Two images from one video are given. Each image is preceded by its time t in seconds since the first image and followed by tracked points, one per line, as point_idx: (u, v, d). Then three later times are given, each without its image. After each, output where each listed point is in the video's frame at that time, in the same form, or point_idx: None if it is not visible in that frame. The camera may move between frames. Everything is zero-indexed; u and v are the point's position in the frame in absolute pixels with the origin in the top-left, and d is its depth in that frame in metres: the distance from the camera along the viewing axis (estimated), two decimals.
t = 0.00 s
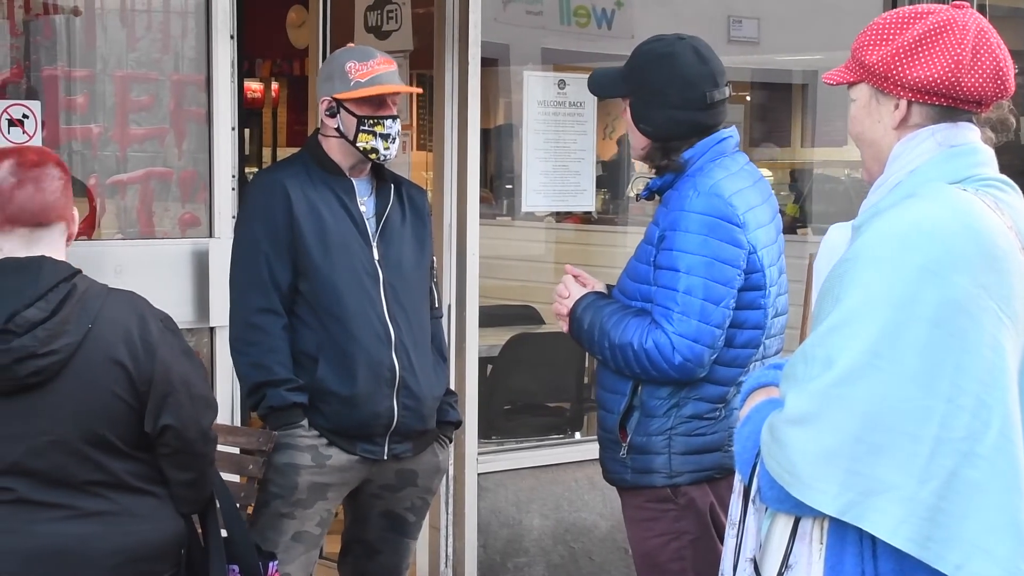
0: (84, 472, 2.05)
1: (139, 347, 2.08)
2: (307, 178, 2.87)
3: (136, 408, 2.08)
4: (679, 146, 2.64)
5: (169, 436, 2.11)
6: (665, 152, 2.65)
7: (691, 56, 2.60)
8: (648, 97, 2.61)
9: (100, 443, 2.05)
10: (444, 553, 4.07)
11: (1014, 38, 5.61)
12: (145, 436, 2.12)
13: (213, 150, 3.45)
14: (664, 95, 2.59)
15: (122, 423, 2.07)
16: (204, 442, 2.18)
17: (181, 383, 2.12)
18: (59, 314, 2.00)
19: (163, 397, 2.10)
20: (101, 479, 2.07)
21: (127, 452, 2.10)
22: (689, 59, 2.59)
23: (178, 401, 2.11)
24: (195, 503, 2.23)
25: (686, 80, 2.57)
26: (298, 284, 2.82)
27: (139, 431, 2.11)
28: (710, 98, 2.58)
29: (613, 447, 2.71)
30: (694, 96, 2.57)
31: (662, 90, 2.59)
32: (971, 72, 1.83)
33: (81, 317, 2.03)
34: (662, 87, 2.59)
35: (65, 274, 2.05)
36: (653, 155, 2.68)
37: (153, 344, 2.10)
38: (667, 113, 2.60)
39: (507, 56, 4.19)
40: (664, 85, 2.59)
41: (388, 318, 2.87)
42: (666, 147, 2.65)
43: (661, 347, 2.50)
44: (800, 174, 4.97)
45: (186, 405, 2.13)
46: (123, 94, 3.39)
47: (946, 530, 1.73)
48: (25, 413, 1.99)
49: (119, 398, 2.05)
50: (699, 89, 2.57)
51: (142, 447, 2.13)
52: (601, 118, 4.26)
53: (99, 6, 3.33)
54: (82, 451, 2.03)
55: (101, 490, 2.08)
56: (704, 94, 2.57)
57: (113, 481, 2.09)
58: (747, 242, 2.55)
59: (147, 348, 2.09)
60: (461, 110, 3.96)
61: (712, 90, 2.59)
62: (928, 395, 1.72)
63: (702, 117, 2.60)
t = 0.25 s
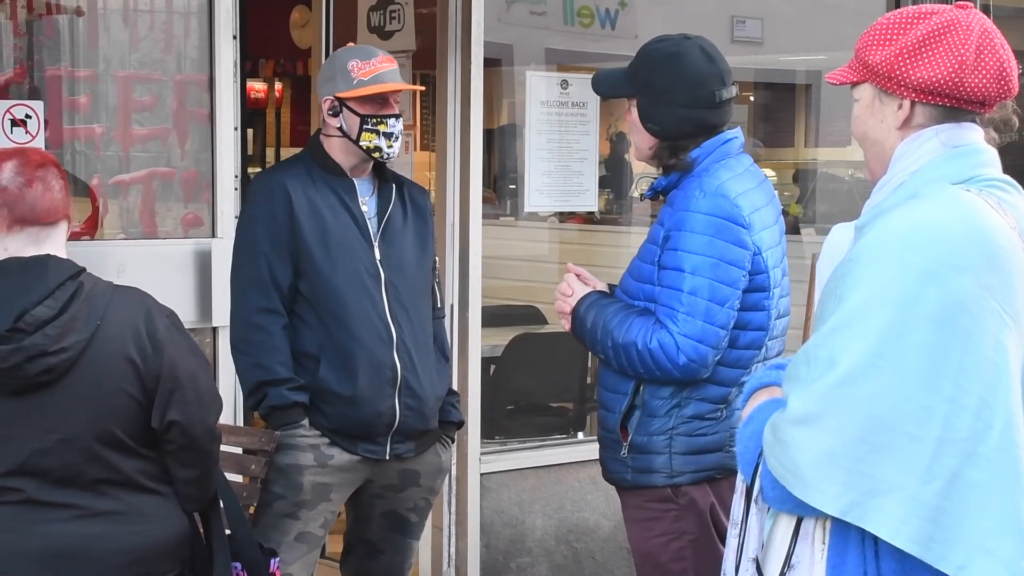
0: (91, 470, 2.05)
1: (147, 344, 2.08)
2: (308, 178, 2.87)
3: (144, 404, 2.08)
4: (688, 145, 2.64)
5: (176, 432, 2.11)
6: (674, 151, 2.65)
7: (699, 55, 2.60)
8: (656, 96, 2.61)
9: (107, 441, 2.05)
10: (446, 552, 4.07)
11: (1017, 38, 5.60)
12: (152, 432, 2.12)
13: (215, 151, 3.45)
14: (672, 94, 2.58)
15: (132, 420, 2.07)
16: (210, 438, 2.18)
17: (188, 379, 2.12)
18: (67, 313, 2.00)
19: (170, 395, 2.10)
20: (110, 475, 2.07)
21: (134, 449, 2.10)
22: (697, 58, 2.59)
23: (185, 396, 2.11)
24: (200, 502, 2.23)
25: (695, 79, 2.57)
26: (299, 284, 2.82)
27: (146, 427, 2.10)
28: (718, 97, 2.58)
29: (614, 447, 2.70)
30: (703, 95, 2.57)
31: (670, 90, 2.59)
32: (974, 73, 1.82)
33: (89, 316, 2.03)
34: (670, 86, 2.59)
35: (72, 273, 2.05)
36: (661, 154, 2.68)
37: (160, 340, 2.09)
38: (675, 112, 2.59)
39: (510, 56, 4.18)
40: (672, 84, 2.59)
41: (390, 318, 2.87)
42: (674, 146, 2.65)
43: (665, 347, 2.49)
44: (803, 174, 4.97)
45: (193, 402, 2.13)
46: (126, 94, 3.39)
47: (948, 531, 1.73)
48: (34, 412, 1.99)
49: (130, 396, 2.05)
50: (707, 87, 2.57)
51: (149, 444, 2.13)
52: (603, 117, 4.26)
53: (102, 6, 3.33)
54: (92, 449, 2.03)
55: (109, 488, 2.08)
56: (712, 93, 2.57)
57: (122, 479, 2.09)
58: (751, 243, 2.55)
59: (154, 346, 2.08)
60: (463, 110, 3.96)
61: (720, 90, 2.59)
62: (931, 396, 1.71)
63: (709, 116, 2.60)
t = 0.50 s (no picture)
0: (90, 471, 2.04)
1: (145, 345, 2.07)
2: (313, 179, 2.86)
3: (143, 406, 2.08)
4: (695, 144, 2.63)
5: (176, 433, 2.10)
6: (682, 149, 2.65)
7: (711, 55, 2.58)
8: (666, 95, 2.60)
9: (106, 442, 2.05)
10: (450, 552, 4.06)
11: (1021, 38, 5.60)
12: (152, 434, 2.11)
13: (220, 151, 3.45)
14: (682, 93, 2.57)
15: (131, 422, 2.07)
16: (210, 439, 2.16)
17: (187, 379, 2.10)
18: (63, 314, 1.99)
19: (170, 397, 2.08)
20: (108, 476, 2.07)
21: (134, 450, 2.09)
22: (708, 58, 2.58)
23: (185, 398, 2.10)
24: (202, 503, 2.21)
25: (706, 78, 2.56)
26: (305, 285, 2.82)
27: (147, 429, 2.10)
28: (728, 97, 2.58)
29: (616, 447, 2.70)
30: (714, 95, 2.56)
31: (681, 89, 2.58)
32: (984, 75, 1.82)
33: (85, 317, 2.02)
34: (681, 85, 2.58)
35: (68, 274, 2.04)
36: (669, 152, 2.67)
37: (158, 342, 2.08)
38: (685, 111, 2.58)
39: (514, 57, 4.18)
40: (682, 83, 2.58)
41: (394, 318, 2.87)
42: (682, 145, 2.64)
43: (672, 348, 2.49)
44: (807, 174, 4.97)
45: (193, 403, 2.11)
46: (130, 94, 3.39)
47: (951, 531, 1.73)
48: (32, 413, 2.00)
49: (127, 397, 2.05)
50: (718, 87, 2.56)
51: (149, 446, 2.12)
52: (607, 116, 4.26)
53: (106, 7, 3.34)
54: (89, 450, 2.03)
55: (107, 489, 2.07)
56: (723, 93, 2.57)
57: (121, 480, 2.08)
58: (756, 243, 2.54)
59: (152, 347, 2.07)
60: (466, 110, 3.96)
61: (730, 90, 2.59)
62: (936, 396, 1.71)
63: (718, 117, 2.59)
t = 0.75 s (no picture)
0: (73, 471, 2.05)
1: (123, 348, 2.03)
2: (317, 179, 2.87)
3: (123, 408, 2.06)
4: (699, 144, 2.63)
5: (161, 436, 2.08)
6: (685, 149, 2.65)
7: (716, 56, 2.59)
8: (671, 94, 2.60)
9: (86, 443, 2.05)
10: (453, 552, 4.06)
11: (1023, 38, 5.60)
12: (138, 437, 2.10)
13: (223, 150, 3.47)
14: (689, 92, 2.57)
15: (113, 427, 2.06)
16: (199, 441, 2.15)
17: (168, 382, 2.07)
18: (39, 313, 1.98)
19: (151, 400, 2.05)
20: (88, 475, 2.06)
21: (117, 451, 2.09)
22: (714, 59, 2.59)
23: (168, 402, 2.07)
24: (196, 505, 2.22)
25: (712, 79, 2.56)
26: (308, 285, 2.82)
27: (130, 431, 2.08)
28: (733, 97, 2.58)
29: (618, 448, 2.70)
30: (719, 96, 2.56)
31: (687, 88, 2.58)
32: (990, 76, 1.82)
33: (63, 316, 2.01)
34: (687, 85, 2.58)
35: (50, 274, 2.03)
36: (672, 151, 2.67)
37: (138, 344, 2.05)
38: (690, 111, 2.58)
39: (516, 57, 4.19)
40: (688, 83, 2.58)
41: (398, 318, 2.87)
42: (685, 144, 2.64)
43: (677, 350, 2.48)
44: (812, 174, 4.97)
45: (177, 407, 2.08)
46: (133, 94, 3.40)
47: (956, 530, 1.72)
48: (15, 410, 2.00)
49: (103, 399, 2.03)
50: (723, 88, 2.57)
51: (135, 448, 2.11)
52: (610, 117, 4.28)
53: (109, 7, 3.34)
54: (64, 448, 2.03)
55: (90, 489, 2.07)
56: (728, 94, 2.57)
57: (108, 482, 2.08)
58: (758, 244, 2.55)
59: (131, 349, 2.04)
60: (469, 110, 3.97)
61: (735, 90, 2.59)
62: (941, 395, 1.71)
63: (723, 117, 2.60)
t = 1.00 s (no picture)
0: (58, 468, 2.05)
1: (106, 346, 2.02)
2: (321, 178, 2.86)
3: (108, 408, 2.05)
4: (702, 143, 2.64)
5: (145, 437, 2.06)
6: (688, 148, 2.65)
7: (728, 58, 2.60)
8: (680, 92, 2.60)
9: (72, 443, 2.05)
10: (456, 552, 4.06)
11: None
12: (124, 436, 2.07)
13: (226, 150, 3.48)
14: (698, 91, 2.58)
15: (97, 425, 2.05)
16: (185, 442, 2.11)
17: (152, 381, 2.05)
18: (24, 309, 2.00)
19: (135, 399, 2.04)
20: (74, 475, 2.06)
21: (102, 451, 2.08)
22: (726, 61, 2.59)
23: (152, 401, 2.05)
24: (186, 507, 2.18)
25: (722, 81, 2.57)
26: (311, 285, 2.82)
27: (115, 430, 2.07)
28: (740, 101, 2.60)
29: (619, 447, 2.70)
30: (726, 98, 2.58)
31: (697, 87, 2.58)
32: (980, 68, 1.82)
33: (48, 313, 2.01)
34: (697, 84, 2.58)
35: (38, 271, 2.04)
36: (673, 151, 2.68)
37: (122, 343, 2.03)
38: (697, 110, 2.59)
39: (518, 56, 4.19)
40: (699, 82, 2.58)
41: (401, 318, 2.87)
42: (689, 143, 2.65)
43: (676, 349, 2.48)
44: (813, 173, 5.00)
45: (160, 406, 2.06)
46: (135, 94, 3.40)
47: (959, 530, 1.72)
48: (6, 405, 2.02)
49: (86, 397, 2.03)
50: (732, 91, 2.58)
51: (123, 448, 2.10)
52: (613, 116, 4.29)
53: (111, 7, 3.34)
54: (48, 445, 2.04)
55: (76, 488, 2.07)
56: (735, 98, 2.59)
57: (94, 481, 2.08)
58: (759, 243, 2.54)
59: (114, 348, 2.03)
60: (473, 110, 3.97)
61: (742, 94, 2.61)
62: (944, 394, 1.70)
63: (727, 120, 2.61)
